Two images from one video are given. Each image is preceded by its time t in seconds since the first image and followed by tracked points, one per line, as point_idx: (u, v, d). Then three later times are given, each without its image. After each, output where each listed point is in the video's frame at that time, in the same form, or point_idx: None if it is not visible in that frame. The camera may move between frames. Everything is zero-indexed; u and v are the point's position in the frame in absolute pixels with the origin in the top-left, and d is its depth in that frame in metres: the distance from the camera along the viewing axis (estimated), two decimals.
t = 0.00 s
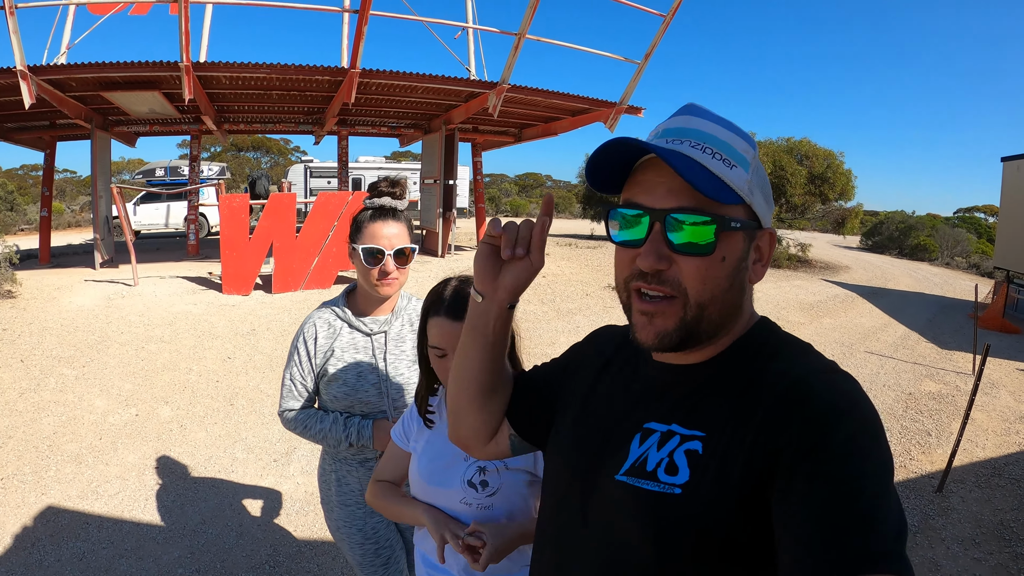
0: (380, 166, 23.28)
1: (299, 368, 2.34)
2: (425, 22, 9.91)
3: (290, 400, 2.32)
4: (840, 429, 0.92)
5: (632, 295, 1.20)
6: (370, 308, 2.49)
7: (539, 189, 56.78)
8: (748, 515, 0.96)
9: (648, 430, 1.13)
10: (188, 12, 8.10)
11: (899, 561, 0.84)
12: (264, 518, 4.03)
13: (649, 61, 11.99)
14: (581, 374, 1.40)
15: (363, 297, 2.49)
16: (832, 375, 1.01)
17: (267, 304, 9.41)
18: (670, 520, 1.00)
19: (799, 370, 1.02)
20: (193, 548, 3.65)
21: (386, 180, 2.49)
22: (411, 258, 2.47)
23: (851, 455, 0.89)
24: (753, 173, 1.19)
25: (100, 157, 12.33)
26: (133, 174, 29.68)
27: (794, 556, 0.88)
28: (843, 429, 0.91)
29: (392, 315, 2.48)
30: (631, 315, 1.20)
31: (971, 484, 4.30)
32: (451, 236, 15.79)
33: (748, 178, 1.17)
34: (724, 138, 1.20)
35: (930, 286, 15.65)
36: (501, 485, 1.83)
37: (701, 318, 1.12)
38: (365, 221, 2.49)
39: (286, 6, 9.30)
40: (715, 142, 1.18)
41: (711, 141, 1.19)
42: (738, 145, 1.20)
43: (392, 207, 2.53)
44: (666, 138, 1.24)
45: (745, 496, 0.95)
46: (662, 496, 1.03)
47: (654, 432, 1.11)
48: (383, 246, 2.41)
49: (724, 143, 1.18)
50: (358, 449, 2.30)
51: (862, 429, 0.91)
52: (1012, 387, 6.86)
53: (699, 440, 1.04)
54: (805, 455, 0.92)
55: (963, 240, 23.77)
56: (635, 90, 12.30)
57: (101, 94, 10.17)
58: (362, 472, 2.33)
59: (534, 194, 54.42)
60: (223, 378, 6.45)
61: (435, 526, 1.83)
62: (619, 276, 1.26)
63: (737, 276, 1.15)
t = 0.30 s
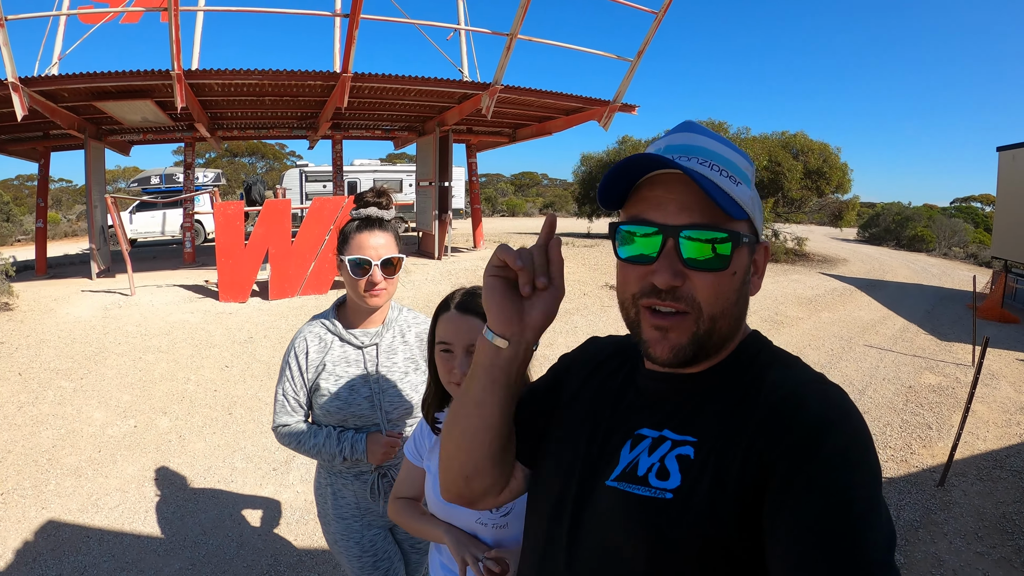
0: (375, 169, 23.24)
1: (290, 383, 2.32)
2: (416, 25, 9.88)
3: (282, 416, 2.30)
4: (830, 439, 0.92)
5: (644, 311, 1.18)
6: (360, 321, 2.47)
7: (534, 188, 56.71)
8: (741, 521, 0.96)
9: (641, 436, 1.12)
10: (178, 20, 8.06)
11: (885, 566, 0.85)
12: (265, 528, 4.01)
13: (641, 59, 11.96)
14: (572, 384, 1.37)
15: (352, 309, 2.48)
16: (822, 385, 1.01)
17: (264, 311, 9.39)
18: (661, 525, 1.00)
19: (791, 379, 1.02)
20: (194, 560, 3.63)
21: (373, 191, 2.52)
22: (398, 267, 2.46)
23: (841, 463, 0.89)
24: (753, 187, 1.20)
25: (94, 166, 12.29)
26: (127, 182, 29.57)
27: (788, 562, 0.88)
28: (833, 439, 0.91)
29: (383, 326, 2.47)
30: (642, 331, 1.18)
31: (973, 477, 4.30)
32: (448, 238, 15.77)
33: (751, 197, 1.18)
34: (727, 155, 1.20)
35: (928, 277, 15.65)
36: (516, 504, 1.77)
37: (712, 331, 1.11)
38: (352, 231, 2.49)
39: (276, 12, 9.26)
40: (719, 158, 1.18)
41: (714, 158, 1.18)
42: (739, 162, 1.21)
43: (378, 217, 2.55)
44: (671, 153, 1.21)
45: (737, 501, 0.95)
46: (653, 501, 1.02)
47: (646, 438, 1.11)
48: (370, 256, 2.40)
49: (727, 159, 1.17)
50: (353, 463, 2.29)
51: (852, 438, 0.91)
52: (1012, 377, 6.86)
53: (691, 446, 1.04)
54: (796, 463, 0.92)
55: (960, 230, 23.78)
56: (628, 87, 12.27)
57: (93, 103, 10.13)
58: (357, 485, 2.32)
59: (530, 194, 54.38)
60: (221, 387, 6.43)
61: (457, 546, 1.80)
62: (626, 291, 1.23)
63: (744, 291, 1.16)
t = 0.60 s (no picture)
0: (373, 178, 23.29)
1: (287, 391, 2.30)
2: (415, 34, 9.94)
3: (279, 425, 2.27)
4: (833, 436, 0.90)
5: (642, 309, 1.16)
6: (358, 329, 2.46)
7: (532, 197, 56.87)
8: (746, 521, 0.94)
9: (644, 441, 1.09)
10: (177, 27, 8.09)
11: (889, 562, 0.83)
12: (261, 537, 3.96)
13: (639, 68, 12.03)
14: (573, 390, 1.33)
15: (349, 316, 2.46)
16: (822, 379, 0.99)
17: (261, 319, 9.35)
18: (668, 531, 0.97)
19: (792, 375, 1.00)
20: (189, 569, 3.58)
21: (370, 198, 2.57)
22: (395, 273, 2.46)
23: (844, 459, 0.88)
24: (748, 185, 1.20)
25: (92, 173, 12.29)
26: (125, 190, 29.57)
27: (792, 564, 0.87)
28: (836, 434, 0.90)
29: (380, 334, 2.46)
30: (640, 329, 1.16)
31: (973, 484, 4.27)
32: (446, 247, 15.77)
33: (746, 193, 1.17)
34: (724, 152, 1.19)
35: (926, 285, 15.68)
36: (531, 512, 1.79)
37: (711, 328, 1.10)
38: (349, 237, 2.49)
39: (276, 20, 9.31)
40: (716, 154, 1.16)
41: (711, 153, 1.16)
42: (735, 158, 1.20)
43: (376, 223, 2.54)
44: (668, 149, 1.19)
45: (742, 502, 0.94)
46: (659, 507, 1.00)
47: (650, 442, 1.08)
48: (367, 262, 2.40)
49: (725, 154, 1.16)
50: (349, 471, 2.26)
51: (853, 434, 0.90)
52: (1012, 384, 6.85)
53: (695, 449, 1.01)
54: (799, 463, 0.91)
55: (957, 238, 23.88)
56: (626, 97, 12.34)
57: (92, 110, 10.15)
58: (354, 494, 2.29)
59: (528, 203, 54.49)
60: (218, 395, 6.39)
61: (467, 548, 1.79)
62: (623, 289, 1.21)
63: (743, 289, 1.15)
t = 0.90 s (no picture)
0: (378, 184, 23.39)
1: (288, 390, 2.30)
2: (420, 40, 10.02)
3: (280, 424, 2.28)
4: (832, 431, 0.90)
5: (626, 300, 1.19)
6: (361, 328, 2.47)
7: (535, 205, 56.98)
8: (744, 516, 0.94)
9: (642, 436, 1.10)
10: (185, 31, 8.16)
11: (891, 557, 0.83)
12: (261, 539, 3.96)
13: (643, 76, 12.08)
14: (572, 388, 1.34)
15: (353, 316, 2.47)
16: (820, 374, 1.00)
17: (265, 323, 9.38)
18: (665, 526, 0.97)
19: (789, 369, 1.01)
20: (189, 570, 3.58)
21: (373, 199, 2.60)
22: (396, 275, 2.47)
23: (843, 455, 0.88)
24: (736, 176, 1.20)
25: (99, 177, 12.38)
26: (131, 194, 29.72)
27: (792, 556, 0.86)
28: (836, 429, 0.90)
29: (382, 334, 2.46)
30: (625, 320, 1.19)
31: (976, 492, 4.24)
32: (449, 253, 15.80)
33: (732, 182, 1.17)
34: (708, 143, 1.19)
35: (931, 294, 15.62)
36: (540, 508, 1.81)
37: (696, 318, 1.11)
38: (352, 237, 2.51)
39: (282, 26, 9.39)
40: (700, 147, 1.18)
41: (694, 145, 1.18)
42: (722, 148, 1.20)
43: (379, 224, 2.57)
44: (654, 143, 1.21)
45: (739, 494, 0.94)
46: (656, 502, 1.00)
47: (648, 437, 1.09)
48: (368, 263, 2.42)
49: (707, 147, 1.17)
50: (350, 471, 2.26)
51: (854, 427, 0.90)
52: (1017, 393, 6.81)
53: (693, 443, 1.02)
54: (795, 457, 0.91)
55: (962, 247, 23.82)
56: (630, 104, 12.39)
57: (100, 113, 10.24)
58: (355, 494, 2.29)
59: (532, 210, 54.58)
60: (221, 398, 6.41)
61: (477, 547, 1.80)
62: (610, 282, 1.24)
63: (731, 278, 1.15)
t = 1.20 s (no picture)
0: (375, 188, 23.38)
1: (288, 398, 2.30)
2: (413, 43, 10.00)
3: (280, 432, 2.28)
4: (831, 432, 0.90)
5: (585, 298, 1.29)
6: (358, 335, 2.46)
7: (533, 204, 56.90)
8: (742, 515, 0.95)
9: (642, 436, 1.10)
10: (178, 40, 8.16)
11: (887, 559, 0.83)
12: (266, 546, 3.96)
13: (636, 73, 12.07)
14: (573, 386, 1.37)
15: (349, 323, 2.46)
16: (822, 377, 0.99)
17: (264, 330, 9.37)
18: (664, 524, 0.98)
19: (789, 372, 1.01)
20: None
21: (367, 205, 2.61)
22: (393, 280, 2.47)
23: (841, 456, 0.88)
24: (671, 176, 1.15)
25: (95, 187, 12.37)
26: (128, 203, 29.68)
27: (788, 555, 0.87)
28: (834, 431, 0.90)
29: (379, 339, 2.46)
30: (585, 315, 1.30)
31: (980, 481, 4.24)
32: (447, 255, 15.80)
33: (659, 184, 1.15)
34: (648, 148, 1.20)
35: (930, 284, 15.63)
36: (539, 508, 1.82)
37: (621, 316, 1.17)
38: (348, 245, 2.50)
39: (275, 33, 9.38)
40: (636, 153, 1.21)
41: (632, 154, 1.22)
42: (662, 151, 1.18)
43: (374, 230, 2.56)
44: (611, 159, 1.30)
45: (738, 493, 0.95)
46: (654, 499, 1.01)
47: (648, 436, 1.09)
48: (364, 270, 2.41)
49: (640, 152, 1.19)
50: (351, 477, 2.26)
51: (853, 430, 0.90)
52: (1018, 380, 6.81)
53: (692, 444, 1.02)
54: (794, 456, 0.91)
55: (960, 236, 23.84)
56: (624, 102, 12.38)
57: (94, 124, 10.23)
58: (357, 499, 2.29)
59: (529, 210, 54.55)
60: (222, 406, 6.40)
61: (477, 551, 1.81)
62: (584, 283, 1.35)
63: (658, 277, 1.14)
